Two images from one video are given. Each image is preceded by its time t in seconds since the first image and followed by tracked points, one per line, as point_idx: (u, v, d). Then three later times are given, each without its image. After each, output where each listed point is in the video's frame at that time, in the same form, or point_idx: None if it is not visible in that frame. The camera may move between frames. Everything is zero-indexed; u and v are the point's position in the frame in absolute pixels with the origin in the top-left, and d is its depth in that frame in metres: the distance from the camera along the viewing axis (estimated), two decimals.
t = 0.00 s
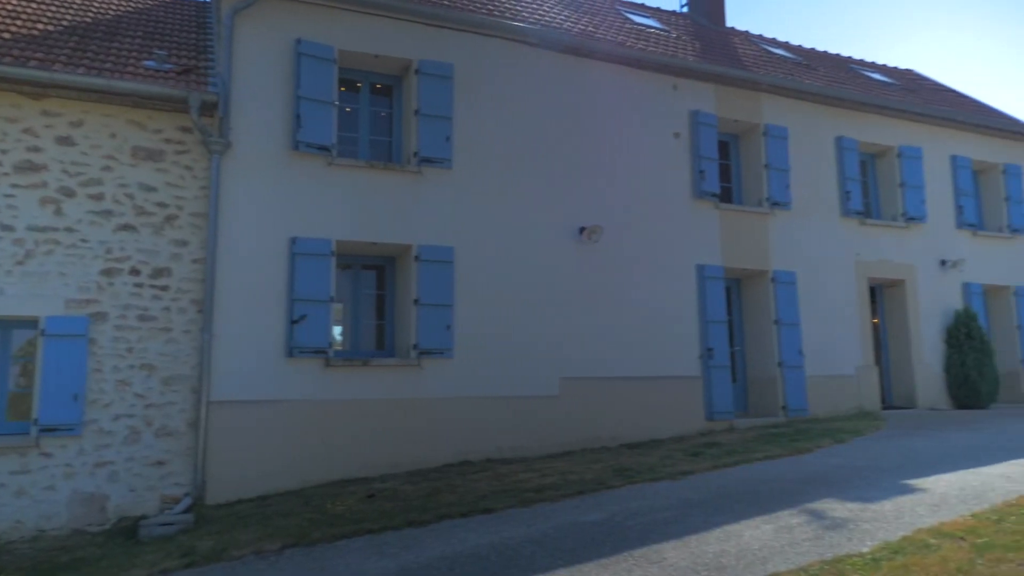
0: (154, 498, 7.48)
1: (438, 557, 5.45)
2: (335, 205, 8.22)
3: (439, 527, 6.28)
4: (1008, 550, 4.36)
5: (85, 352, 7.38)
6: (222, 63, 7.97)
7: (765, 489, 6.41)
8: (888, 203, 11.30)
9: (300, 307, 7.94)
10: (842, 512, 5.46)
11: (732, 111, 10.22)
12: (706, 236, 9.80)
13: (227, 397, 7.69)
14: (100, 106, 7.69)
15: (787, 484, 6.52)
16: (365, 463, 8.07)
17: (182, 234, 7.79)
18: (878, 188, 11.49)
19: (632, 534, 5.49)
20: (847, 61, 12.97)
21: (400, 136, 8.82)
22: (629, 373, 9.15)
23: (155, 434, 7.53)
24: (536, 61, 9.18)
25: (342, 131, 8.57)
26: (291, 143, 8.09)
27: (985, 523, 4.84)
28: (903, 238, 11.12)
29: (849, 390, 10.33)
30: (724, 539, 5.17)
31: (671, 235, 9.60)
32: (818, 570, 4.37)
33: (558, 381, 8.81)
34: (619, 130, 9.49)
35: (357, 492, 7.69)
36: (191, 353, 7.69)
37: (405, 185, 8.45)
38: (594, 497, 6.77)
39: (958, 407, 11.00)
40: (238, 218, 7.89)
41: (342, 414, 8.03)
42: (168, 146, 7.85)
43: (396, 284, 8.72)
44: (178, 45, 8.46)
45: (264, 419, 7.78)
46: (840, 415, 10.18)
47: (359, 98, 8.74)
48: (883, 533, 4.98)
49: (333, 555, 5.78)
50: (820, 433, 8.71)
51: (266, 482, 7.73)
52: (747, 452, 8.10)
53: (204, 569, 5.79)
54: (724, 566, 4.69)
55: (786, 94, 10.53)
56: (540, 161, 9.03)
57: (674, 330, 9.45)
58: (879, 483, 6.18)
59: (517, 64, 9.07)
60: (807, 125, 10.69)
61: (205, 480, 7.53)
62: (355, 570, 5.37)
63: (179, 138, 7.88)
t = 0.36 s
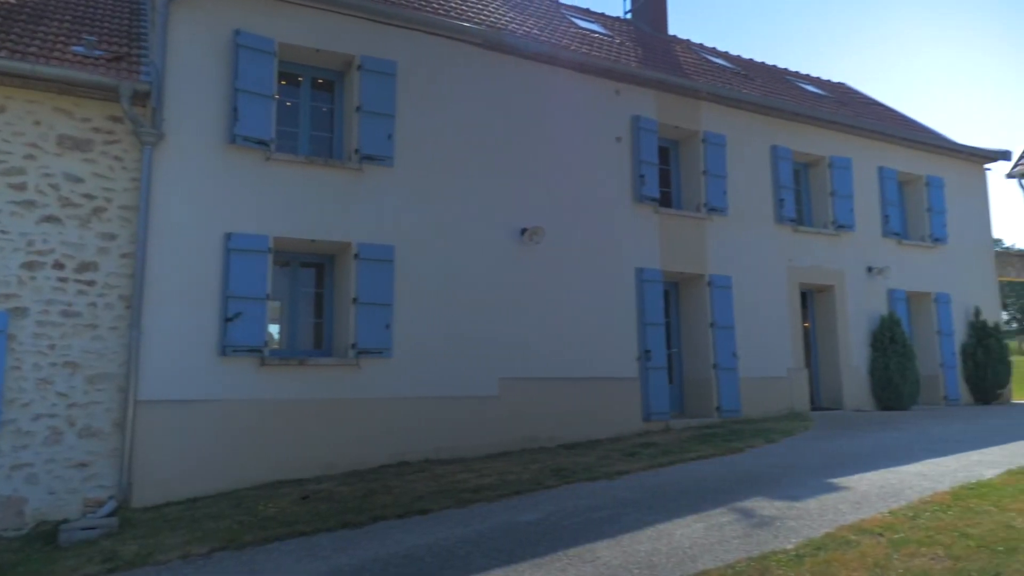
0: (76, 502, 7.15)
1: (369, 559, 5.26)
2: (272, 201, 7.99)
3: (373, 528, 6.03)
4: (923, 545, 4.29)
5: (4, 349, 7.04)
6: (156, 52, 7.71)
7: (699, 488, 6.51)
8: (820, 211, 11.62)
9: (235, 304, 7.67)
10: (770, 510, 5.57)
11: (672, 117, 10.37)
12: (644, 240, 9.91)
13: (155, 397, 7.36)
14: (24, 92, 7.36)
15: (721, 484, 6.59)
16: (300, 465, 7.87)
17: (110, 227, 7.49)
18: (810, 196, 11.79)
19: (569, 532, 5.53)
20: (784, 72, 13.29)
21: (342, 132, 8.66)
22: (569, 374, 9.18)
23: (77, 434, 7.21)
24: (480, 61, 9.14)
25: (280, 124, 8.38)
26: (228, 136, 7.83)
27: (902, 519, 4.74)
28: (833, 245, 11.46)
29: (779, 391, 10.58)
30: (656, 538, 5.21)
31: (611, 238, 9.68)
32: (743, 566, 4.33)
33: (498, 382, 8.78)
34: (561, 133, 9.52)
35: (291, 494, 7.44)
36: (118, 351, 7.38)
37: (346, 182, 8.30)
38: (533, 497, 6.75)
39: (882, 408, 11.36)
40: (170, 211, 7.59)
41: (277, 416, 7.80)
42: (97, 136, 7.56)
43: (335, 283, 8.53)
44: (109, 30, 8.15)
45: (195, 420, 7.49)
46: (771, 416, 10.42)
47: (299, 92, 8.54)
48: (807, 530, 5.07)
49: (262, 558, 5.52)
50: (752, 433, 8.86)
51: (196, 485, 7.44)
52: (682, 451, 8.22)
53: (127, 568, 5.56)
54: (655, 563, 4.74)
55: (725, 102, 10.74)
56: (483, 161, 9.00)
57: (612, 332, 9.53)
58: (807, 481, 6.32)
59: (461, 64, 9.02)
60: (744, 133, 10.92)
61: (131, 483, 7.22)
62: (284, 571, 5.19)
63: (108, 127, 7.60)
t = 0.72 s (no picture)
0: None
1: (304, 561, 5.22)
2: (209, 196, 7.83)
3: (307, 531, 5.96)
4: (847, 541, 4.42)
5: None
6: (87, 38, 7.49)
7: (635, 489, 6.60)
8: (757, 217, 11.88)
9: (168, 301, 7.47)
10: (703, 509, 5.68)
11: (615, 121, 10.50)
12: (587, 242, 10.02)
13: (82, 396, 7.12)
14: None
15: (656, 484, 6.69)
16: (234, 466, 7.70)
17: (35, 219, 7.16)
18: (748, 203, 12.05)
19: (506, 532, 5.58)
20: (724, 81, 13.56)
21: (283, 127, 8.55)
22: (510, 375, 9.22)
23: None
24: (425, 60, 9.12)
25: (218, 118, 8.23)
26: (163, 127, 7.66)
27: (828, 516, 4.88)
28: (769, 250, 11.73)
29: (716, 393, 10.79)
30: (592, 538, 5.27)
31: (554, 240, 9.75)
32: (676, 564, 4.40)
33: (439, 382, 8.77)
34: (505, 134, 9.56)
35: (224, 497, 7.27)
36: (42, 349, 7.04)
37: (285, 178, 8.19)
38: (471, 497, 6.77)
39: (813, 409, 11.64)
40: (100, 204, 7.37)
41: (211, 417, 7.61)
42: (22, 124, 7.25)
43: (275, 281, 8.39)
44: (36, 15, 7.85)
45: (124, 420, 7.26)
46: (709, 416, 10.61)
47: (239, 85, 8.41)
48: (737, 528, 5.20)
49: (191, 563, 5.39)
50: (689, 434, 8.98)
51: (126, 488, 7.21)
52: (620, 452, 8.33)
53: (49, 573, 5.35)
54: (591, 562, 4.80)
55: (667, 109, 10.91)
56: (427, 160, 8.98)
57: (554, 332, 9.61)
58: (738, 481, 6.48)
59: (406, 62, 8.99)
60: (685, 139, 11.11)
61: (54, 486, 6.93)
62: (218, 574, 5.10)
63: (34, 116, 7.30)
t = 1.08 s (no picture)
0: None
1: (238, 565, 5.14)
2: (144, 189, 7.59)
3: (243, 534, 5.87)
4: (777, 538, 4.53)
5: None
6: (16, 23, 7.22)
7: (576, 488, 6.65)
8: (699, 221, 12.09)
9: (99, 297, 7.20)
10: (641, 508, 5.76)
11: (562, 124, 10.58)
12: (532, 243, 10.08)
13: (4, 396, 6.81)
14: None
15: (595, 484, 6.75)
16: (167, 468, 7.48)
17: None
18: (690, 208, 12.25)
19: (445, 532, 5.58)
20: (669, 87, 13.75)
21: (223, 120, 8.36)
22: (453, 375, 9.22)
23: None
24: (372, 57, 9.07)
25: (157, 108, 7.99)
26: (96, 117, 7.39)
27: (760, 514, 5.00)
28: (710, 254, 11.94)
29: (656, 394, 10.94)
30: (531, 537, 5.30)
31: (499, 241, 9.78)
32: (612, 563, 4.45)
33: (381, 382, 8.71)
34: (452, 133, 9.57)
35: (156, 499, 7.08)
36: None
37: (225, 172, 8.01)
38: (411, 498, 6.76)
39: (750, 410, 11.88)
40: (27, 196, 7.07)
41: (143, 417, 7.38)
42: None
43: (212, 277, 8.20)
44: None
45: (50, 421, 6.97)
46: (649, 417, 10.76)
47: (179, 75, 8.17)
48: (674, 526, 5.29)
49: (121, 566, 5.24)
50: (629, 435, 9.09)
51: (52, 489, 6.95)
52: (562, 452, 8.40)
53: None
54: (530, 562, 4.83)
55: (613, 112, 11.05)
56: (373, 158, 8.93)
57: (497, 333, 9.63)
58: (675, 480, 6.58)
59: (353, 58, 8.93)
60: (630, 143, 11.26)
61: None
62: None
63: None
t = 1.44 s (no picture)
0: None
1: (170, 569, 5.04)
2: (77, 180, 7.34)
3: (178, 537, 5.74)
4: (713, 536, 4.61)
5: None
6: None
7: (518, 488, 6.68)
8: (644, 225, 12.23)
9: (26, 292, 6.92)
10: (582, 507, 5.81)
11: (510, 125, 10.62)
12: (478, 243, 10.09)
13: None
14: None
15: (537, 484, 6.78)
16: (99, 470, 7.22)
17: None
18: (635, 211, 12.40)
19: (386, 533, 5.55)
20: (616, 91, 13.88)
21: (162, 111, 8.16)
22: (398, 375, 9.18)
23: None
24: (320, 52, 8.98)
25: (90, 98, 7.74)
26: (26, 105, 7.08)
27: (697, 513, 5.09)
28: (654, 257, 12.09)
29: (600, 395, 11.04)
30: (473, 537, 5.31)
31: (445, 240, 9.77)
32: (552, 562, 4.48)
33: (324, 382, 8.61)
34: (399, 131, 9.52)
35: (85, 501, 6.86)
36: None
37: (163, 165, 7.81)
38: (352, 499, 6.71)
39: (691, 411, 12.06)
40: None
41: (74, 417, 7.11)
42: None
43: (148, 273, 8.00)
44: None
45: None
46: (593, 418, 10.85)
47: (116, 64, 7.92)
48: (614, 525, 5.34)
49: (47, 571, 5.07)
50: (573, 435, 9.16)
51: None
52: (506, 452, 8.44)
53: None
54: (470, 562, 4.83)
55: (561, 115, 11.13)
56: (319, 154, 8.84)
57: (442, 332, 9.62)
58: (615, 480, 6.65)
59: (300, 52, 8.82)
60: (578, 146, 11.35)
61: None
62: None
63: None
